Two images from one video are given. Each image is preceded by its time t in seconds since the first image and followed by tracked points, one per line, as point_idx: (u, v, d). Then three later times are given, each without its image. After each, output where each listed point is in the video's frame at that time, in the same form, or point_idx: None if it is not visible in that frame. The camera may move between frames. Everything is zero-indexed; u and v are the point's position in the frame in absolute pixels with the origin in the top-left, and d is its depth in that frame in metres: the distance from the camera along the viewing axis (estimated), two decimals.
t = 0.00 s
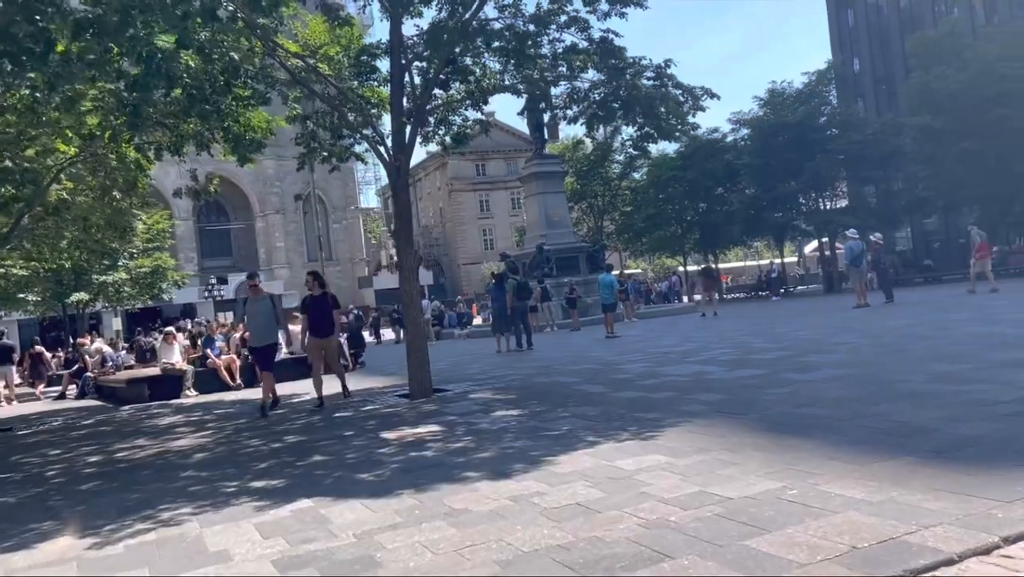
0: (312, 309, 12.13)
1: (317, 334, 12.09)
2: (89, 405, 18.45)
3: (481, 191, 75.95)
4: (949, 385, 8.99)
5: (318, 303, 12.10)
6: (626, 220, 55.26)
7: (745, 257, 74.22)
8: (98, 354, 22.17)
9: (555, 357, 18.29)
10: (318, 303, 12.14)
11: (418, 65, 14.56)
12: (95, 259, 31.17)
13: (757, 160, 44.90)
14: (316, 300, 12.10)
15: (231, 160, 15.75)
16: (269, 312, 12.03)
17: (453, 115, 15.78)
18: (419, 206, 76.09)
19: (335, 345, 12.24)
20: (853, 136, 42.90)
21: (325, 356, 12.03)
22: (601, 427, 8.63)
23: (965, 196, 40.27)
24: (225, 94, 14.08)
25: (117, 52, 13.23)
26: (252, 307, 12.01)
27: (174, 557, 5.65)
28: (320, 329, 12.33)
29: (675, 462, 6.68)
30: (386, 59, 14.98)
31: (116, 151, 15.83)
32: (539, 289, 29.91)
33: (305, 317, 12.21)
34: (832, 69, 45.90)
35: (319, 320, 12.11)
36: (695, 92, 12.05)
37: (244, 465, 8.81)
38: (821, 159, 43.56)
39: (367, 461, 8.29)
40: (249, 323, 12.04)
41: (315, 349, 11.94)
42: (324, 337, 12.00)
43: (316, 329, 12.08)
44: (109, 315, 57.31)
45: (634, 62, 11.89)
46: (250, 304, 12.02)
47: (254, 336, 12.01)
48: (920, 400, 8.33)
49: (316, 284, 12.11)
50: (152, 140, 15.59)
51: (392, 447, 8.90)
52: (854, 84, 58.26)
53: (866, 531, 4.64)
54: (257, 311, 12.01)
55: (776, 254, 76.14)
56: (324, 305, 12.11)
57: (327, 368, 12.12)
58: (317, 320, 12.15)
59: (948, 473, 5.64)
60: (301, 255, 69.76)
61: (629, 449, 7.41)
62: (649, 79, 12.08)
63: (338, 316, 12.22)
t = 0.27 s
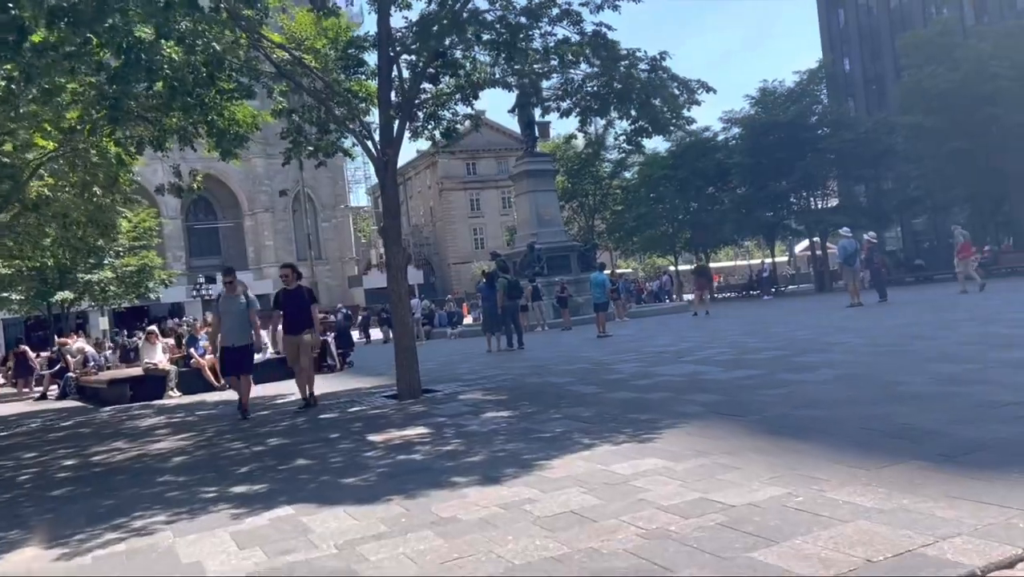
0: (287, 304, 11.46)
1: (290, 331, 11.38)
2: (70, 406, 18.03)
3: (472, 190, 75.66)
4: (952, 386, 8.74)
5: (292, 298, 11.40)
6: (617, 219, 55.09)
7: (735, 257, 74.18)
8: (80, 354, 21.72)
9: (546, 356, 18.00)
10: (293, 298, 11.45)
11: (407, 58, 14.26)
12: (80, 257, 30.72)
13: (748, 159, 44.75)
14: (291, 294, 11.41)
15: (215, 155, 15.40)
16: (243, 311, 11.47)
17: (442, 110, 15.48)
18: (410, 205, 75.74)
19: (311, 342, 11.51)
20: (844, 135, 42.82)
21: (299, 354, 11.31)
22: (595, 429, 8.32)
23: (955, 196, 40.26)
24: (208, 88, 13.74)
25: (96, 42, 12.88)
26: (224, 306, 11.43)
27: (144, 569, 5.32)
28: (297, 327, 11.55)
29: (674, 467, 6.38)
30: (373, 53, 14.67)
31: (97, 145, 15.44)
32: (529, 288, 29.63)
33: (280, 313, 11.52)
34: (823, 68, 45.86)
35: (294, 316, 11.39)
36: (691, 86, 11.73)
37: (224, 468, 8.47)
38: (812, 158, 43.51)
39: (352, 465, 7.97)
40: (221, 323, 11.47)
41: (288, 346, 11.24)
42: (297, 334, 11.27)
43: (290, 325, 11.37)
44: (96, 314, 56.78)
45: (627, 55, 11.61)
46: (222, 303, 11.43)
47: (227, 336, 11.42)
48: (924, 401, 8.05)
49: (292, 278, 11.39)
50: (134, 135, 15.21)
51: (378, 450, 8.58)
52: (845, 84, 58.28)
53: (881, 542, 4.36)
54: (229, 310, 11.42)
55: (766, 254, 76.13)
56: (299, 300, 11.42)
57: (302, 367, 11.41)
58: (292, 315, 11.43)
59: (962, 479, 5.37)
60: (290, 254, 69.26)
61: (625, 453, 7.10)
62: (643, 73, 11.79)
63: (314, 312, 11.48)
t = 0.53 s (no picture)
0: (269, 310, 10.87)
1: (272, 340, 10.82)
2: (56, 409, 17.65)
3: (466, 190, 75.34)
4: (965, 392, 8.42)
5: (274, 304, 10.81)
6: (612, 219, 54.84)
7: (730, 257, 73.98)
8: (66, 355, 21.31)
9: (542, 359, 17.68)
10: (275, 304, 10.86)
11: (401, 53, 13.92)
12: (69, 257, 30.30)
13: (744, 159, 44.55)
14: (272, 300, 10.82)
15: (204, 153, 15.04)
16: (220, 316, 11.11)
17: (436, 108, 15.16)
18: (404, 205, 75.38)
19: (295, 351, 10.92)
20: (842, 135, 42.65)
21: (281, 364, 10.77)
22: (597, 437, 8.00)
23: (952, 196, 40.08)
24: (196, 83, 13.40)
25: (81, 36, 12.53)
26: (200, 311, 11.10)
27: None
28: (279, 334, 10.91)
29: (681, 480, 6.07)
30: (366, 48, 14.35)
31: (83, 142, 15.07)
32: (525, 289, 29.32)
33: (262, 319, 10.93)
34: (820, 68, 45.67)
35: (275, 323, 10.82)
36: (694, 81, 11.30)
37: (210, 479, 8.13)
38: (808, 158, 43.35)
39: (342, 475, 7.63)
40: (197, 328, 11.13)
41: (269, 356, 10.67)
42: (279, 343, 10.68)
43: (272, 333, 10.81)
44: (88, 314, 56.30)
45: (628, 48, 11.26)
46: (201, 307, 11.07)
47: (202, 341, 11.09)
48: (938, 409, 7.75)
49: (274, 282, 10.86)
50: (120, 131, 14.83)
51: (370, 460, 8.24)
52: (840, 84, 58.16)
53: (910, 569, 4.05)
54: (205, 314, 11.09)
55: (761, 254, 75.99)
56: (281, 307, 10.82)
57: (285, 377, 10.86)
58: (274, 323, 10.82)
59: (988, 497, 5.07)
60: (284, 253, 68.78)
61: (629, 464, 6.79)
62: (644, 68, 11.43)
63: (298, 319, 10.87)
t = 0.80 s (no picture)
0: (252, 307, 10.40)
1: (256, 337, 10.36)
2: (46, 411, 17.31)
3: (464, 190, 75.04)
4: (982, 395, 8.12)
5: (257, 300, 10.35)
6: (611, 220, 54.53)
7: (730, 257, 73.73)
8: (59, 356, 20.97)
9: (542, 360, 17.38)
10: (259, 300, 10.39)
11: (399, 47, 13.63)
12: (63, 256, 29.95)
13: (744, 159, 44.27)
14: (255, 296, 10.37)
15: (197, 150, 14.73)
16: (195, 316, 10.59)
17: (434, 103, 14.87)
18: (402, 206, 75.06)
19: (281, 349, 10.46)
20: (843, 134, 42.41)
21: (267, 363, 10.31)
22: (601, 442, 7.68)
23: (953, 197, 39.80)
24: (188, 77, 13.09)
25: (70, 27, 12.23)
26: (174, 312, 10.55)
27: None
28: (263, 333, 10.45)
29: (692, 489, 5.76)
30: (364, 43, 14.08)
31: (73, 139, 14.71)
32: (524, 289, 29.02)
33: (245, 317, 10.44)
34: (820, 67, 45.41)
35: (260, 321, 10.37)
36: (701, 74, 10.89)
37: (199, 484, 7.80)
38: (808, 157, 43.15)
39: (336, 482, 7.31)
40: (172, 329, 10.57)
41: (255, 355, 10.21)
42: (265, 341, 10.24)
43: (256, 330, 10.35)
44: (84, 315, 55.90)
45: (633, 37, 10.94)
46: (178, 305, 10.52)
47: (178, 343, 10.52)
48: (957, 412, 7.45)
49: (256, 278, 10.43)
50: (110, 126, 14.49)
51: (365, 464, 7.93)
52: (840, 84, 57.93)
53: None
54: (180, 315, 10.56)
55: (760, 254, 75.74)
56: (265, 302, 10.38)
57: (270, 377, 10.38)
58: (258, 320, 10.36)
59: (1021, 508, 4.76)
60: (281, 254, 68.39)
61: (636, 471, 6.48)
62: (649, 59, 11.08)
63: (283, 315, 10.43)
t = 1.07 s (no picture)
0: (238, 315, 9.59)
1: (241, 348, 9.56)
2: (44, 413, 17.01)
3: (468, 191, 74.72)
4: (1011, 404, 7.77)
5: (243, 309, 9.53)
6: (616, 220, 54.14)
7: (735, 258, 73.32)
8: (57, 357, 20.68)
9: (548, 362, 17.04)
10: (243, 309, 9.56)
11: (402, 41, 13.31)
12: (62, 256, 29.65)
13: (751, 159, 43.87)
14: (241, 304, 9.54)
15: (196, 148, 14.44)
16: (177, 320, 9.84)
17: (438, 100, 14.57)
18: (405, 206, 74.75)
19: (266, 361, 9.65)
20: (851, 133, 42.03)
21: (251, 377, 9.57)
22: (613, 451, 7.34)
23: (962, 197, 39.36)
24: (187, 73, 12.79)
25: (66, 22, 11.94)
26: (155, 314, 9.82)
27: None
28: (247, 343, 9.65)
29: (713, 504, 5.42)
30: (367, 39, 13.77)
31: (68, 136, 14.38)
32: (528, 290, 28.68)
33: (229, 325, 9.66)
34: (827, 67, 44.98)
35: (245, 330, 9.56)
36: (713, 67, 10.62)
37: (193, 494, 7.47)
38: (815, 157, 42.78)
39: (335, 493, 6.98)
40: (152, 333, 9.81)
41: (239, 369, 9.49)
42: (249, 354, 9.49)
43: (240, 340, 9.56)
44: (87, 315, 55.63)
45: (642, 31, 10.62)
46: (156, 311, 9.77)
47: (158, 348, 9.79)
48: (985, 422, 7.11)
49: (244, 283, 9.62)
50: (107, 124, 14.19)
51: (365, 473, 7.58)
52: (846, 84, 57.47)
53: None
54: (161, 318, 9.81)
55: (765, 255, 75.32)
56: (252, 311, 9.56)
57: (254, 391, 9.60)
58: (242, 331, 9.57)
59: None
60: (284, 254, 68.08)
61: (652, 484, 6.14)
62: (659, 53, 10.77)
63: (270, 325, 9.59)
